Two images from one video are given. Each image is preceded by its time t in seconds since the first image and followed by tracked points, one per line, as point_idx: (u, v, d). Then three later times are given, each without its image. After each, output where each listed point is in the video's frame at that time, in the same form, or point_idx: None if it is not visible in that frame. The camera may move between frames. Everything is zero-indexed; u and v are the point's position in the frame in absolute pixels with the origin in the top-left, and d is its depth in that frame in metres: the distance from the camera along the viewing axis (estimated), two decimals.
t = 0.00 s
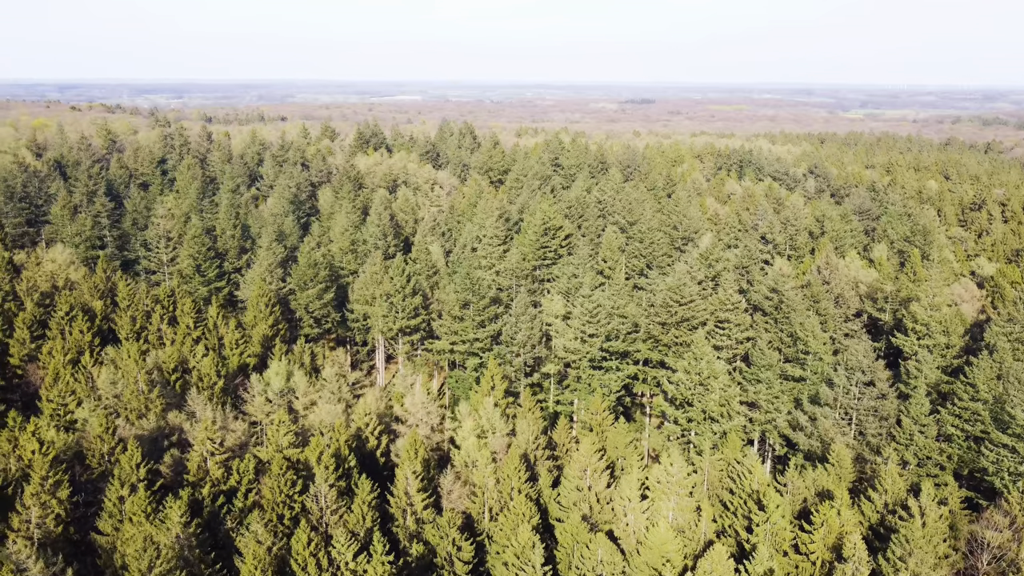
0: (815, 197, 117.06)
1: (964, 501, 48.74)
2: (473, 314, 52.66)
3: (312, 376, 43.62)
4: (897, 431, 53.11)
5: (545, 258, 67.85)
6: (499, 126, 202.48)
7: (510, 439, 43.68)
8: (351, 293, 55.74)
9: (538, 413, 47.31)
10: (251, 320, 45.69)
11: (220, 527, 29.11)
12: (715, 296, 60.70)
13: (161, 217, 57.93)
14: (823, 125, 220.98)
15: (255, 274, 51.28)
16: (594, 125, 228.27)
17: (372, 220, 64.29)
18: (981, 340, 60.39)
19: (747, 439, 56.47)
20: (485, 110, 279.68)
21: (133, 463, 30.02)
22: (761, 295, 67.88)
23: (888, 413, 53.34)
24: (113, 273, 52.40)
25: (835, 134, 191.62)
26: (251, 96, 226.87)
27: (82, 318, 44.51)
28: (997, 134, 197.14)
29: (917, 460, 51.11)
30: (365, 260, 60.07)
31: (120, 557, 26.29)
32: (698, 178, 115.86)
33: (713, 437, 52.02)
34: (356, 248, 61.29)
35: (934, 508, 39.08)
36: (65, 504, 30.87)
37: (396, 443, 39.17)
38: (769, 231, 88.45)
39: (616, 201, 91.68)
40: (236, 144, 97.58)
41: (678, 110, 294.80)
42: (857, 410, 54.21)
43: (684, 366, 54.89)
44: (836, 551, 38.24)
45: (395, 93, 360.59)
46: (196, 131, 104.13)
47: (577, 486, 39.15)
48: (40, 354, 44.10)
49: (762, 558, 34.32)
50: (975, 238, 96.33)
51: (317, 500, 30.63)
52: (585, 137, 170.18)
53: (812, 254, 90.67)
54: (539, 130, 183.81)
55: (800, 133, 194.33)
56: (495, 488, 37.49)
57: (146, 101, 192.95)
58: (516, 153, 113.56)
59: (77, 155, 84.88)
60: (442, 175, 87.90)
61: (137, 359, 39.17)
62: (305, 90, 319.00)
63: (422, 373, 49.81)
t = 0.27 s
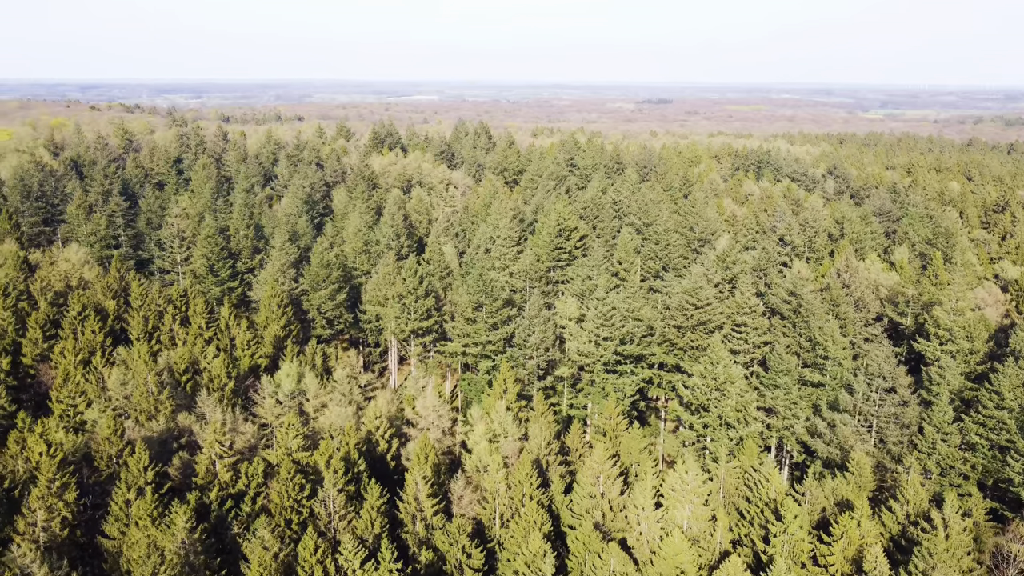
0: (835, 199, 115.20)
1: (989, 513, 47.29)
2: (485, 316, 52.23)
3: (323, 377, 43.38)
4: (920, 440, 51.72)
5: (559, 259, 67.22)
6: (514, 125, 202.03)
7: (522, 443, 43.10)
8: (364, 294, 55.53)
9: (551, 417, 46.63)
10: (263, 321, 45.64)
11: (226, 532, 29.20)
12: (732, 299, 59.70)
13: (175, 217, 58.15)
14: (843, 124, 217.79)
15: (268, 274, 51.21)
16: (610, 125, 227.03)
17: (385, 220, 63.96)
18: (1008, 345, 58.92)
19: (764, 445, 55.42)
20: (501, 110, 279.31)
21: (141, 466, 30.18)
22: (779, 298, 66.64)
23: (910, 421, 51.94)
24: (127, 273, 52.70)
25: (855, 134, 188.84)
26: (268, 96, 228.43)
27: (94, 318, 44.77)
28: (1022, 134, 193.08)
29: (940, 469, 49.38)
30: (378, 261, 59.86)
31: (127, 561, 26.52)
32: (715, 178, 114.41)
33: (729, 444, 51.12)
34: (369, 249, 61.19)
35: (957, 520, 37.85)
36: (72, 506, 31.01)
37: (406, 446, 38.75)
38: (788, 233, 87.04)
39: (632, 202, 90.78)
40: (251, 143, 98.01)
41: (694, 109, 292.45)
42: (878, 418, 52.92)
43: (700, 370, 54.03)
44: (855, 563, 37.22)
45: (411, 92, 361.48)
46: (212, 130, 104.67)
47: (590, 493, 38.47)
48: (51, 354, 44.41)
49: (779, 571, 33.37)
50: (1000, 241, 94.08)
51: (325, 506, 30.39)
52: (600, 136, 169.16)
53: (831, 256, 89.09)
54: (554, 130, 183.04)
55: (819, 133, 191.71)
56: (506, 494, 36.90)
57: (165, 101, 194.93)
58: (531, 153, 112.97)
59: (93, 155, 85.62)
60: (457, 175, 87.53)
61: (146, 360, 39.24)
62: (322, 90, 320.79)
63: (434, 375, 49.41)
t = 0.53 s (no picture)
0: (854, 200, 113.28)
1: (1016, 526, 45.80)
2: (498, 318, 51.79)
3: (334, 379, 43.11)
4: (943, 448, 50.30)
5: (574, 260, 66.55)
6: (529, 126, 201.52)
7: (534, 448, 42.50)
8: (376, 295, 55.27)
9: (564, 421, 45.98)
10: (275, 321, 45.55)
11: (233, 536, 29.04)
12: (749, 303, 58.67)
13: (189, 216, 58.34)
14: (863, 124, 214.62)
15: (280, 274, 51.14)
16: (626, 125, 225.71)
17: (399, 221, 63.68)
18: None
19: (781, 452, 54.31)
20: (518, 109, 279.04)
21: (148, 469, 30.31)
22: (798, 301, 65.36)
23: (933, 429, 50.51)
24: (140, 272, 52.98)
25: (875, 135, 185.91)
26: (285, 96, 229.99)
27: (106, 318, 45.03)
28: None
29: (964, 479, 47.77)
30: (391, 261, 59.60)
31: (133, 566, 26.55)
32: (732, 178, 112.98)
33: (746, 450, 50.14)
34: (382, 249, 61.03)
35: (983, 533, 36.49)
36: (78, 509, 31.12)
37: (417, 450, 38.32)
38: (806, 234, 85.56)
39: (647, 203, 89.83)
40: (267, 143, 98.39)
41: (712, 109, 289.96)
42: (899, 425, 51.59)
43: (716, 375, 53.16)
44: None
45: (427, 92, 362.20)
46: (228, 130, 105.24)
47: (603, 500, 37.76)
48: (63, 354, 44.75)
49: None
50: None
51: (334, 511, 30.09)
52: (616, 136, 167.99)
53: (851, 258, 87.46)
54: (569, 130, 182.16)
55: (839, 134, 189.04)
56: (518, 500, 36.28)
57: (184, 100, 196.82)
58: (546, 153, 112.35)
59: (110, 154, 86.37)
60: (471, 175, 87.12)
61: (157, 361, 39.39)
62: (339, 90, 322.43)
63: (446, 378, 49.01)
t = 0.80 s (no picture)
0: (874, 201, 111.29)
1: None
2: (511, 320, 51.32)
3: (346, 380, 42.90)
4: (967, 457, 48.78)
5: (588, 262, 65.91)
6: (545, 125, 200.82)
7: (547, 453, 41.87)
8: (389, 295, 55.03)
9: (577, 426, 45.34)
10: (287, 322, 45.52)
11: (240, 540, 28.90)
12: (766, 306, 57.64)
13: (202, 216, 58.54)
14: (883, 124, 211.26)
15: (292, 275, 51.12)
16: (642, 125, 224.18)
17: (412, 221, 63.38)
18: None
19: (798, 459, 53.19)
20: (533, 109, 278.49)
21: (156, 472, 30.51)
22: (817, 305, 64.08)
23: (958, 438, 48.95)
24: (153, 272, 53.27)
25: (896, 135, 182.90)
26: (302, 96, 231.40)
27: (117, 318, 45.30)
28: None
29: (987, 489, 45.53)
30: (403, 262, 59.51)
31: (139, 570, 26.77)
32: (749, 179, 111.49)
33: (762, 457, 49.13)
34: (395, 250, 60.85)
35: (1008, 546, 35.03)
36: (85, 512, 31.24)
37: (428, 453, 37.87)
38: (826, 236, 84.12)
39: (663, 203, 88.95)
40: (282, 143, 98.71)
41: (729, 109, 287.36)
42: (921, 433, 50.20)
43: (732, 380, 52.30)
44: None
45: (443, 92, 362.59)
46: (243, 130, 105.77)
47: (615, 508, 37.04)
48: (74, 354, 45.13)
49: None
50: None
51: (343, 517, 29.83)
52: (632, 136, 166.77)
53: (871, 261, 85.77)
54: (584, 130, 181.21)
55: (858, 134, 186.26)
56: (529, 506, 35.67)
57: (202, 100, 198.61)
58: (562, 153, 111.66)
59: (126, 153, 87.10)
60: (486, 175, 86.72)
61: (167, 363, 39.61)
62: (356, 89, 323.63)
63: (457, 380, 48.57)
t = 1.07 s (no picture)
0: (895, 203, 109.27)
1: None
2: (525, 323, 50.81)
3: (357, 382, 42.67)
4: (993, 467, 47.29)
5: (603, 264, 65.20)
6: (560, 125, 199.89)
7: (559, 458, 41.27)
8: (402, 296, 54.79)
9: (590, 430, 44.67)
10: (300, 323, 45.45)
11: (247, 545, 28.79)
12: (785, 310, 56.54)
13: (216, 216, 58.73)
14: (904, 125, 207.80)
15: (305, 275, 51.05)
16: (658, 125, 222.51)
17: (426, 221, 63.08)
18: None
19: (817, 467, 52.08)
20: (549, 109, 277.50)
21: (164, 474, 30.59)
22: (837, 309, 62.79)
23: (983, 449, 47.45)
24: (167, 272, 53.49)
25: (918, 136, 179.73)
26: (318, 96, 232.63)
27: (130, 318, 45.50)
28: None
29: (1012, 500, 43.84)
30: (417, 262, 59.29)
31: None
32: (767, 180, 109.89)
33: (780, 465, 48.16)
34: (408, 250, 60.60)
35: None
36: (92, 516, 31.43)
37: (440, 457, 37.46)
38: (845, 238, 82.60)
39: (679, 204, 87.98)
40: (297, 142, 99.01)
41: (747, 109, 284.40)
42: (945, 442, 48.77)
43: (749, 385, 51.36)
44: None
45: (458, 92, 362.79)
46: (259, 130, 106.20)
47: (629, 515, 36.38)
48: (86, 354, 45.40)
49: None
50: None
51: (351, 522, 29.53)
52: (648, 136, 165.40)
53: (892, 263, 84.07)
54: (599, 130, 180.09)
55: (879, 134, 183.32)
56: (541, 513, 35.08)
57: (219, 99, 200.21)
58: (577, 153, 110.88)
59: (142, 152, 87.74)
60: (500, 175, 86.24)
61: (177, 364, 39.71)
62: (373, 89, 324.77)
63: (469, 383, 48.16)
